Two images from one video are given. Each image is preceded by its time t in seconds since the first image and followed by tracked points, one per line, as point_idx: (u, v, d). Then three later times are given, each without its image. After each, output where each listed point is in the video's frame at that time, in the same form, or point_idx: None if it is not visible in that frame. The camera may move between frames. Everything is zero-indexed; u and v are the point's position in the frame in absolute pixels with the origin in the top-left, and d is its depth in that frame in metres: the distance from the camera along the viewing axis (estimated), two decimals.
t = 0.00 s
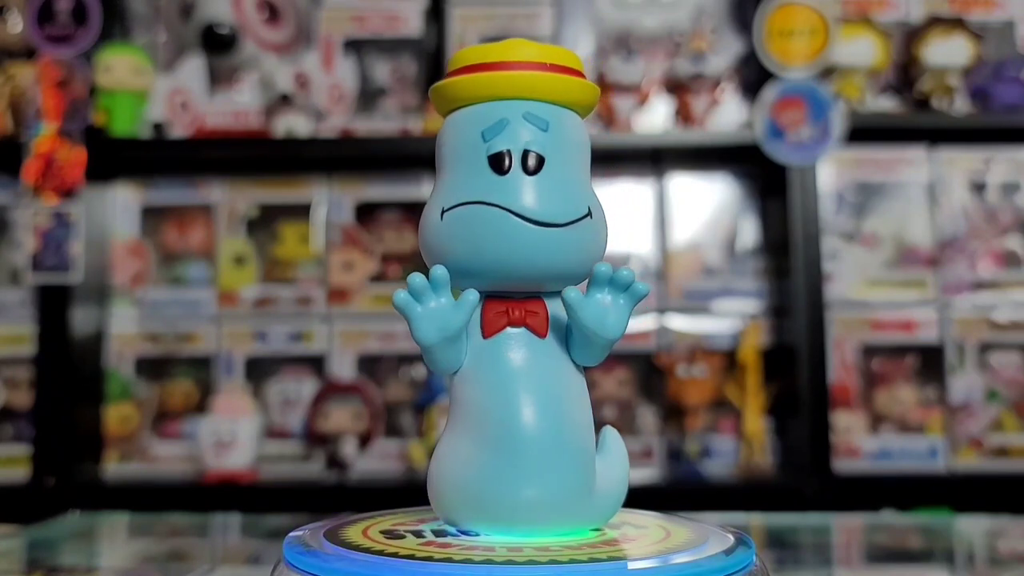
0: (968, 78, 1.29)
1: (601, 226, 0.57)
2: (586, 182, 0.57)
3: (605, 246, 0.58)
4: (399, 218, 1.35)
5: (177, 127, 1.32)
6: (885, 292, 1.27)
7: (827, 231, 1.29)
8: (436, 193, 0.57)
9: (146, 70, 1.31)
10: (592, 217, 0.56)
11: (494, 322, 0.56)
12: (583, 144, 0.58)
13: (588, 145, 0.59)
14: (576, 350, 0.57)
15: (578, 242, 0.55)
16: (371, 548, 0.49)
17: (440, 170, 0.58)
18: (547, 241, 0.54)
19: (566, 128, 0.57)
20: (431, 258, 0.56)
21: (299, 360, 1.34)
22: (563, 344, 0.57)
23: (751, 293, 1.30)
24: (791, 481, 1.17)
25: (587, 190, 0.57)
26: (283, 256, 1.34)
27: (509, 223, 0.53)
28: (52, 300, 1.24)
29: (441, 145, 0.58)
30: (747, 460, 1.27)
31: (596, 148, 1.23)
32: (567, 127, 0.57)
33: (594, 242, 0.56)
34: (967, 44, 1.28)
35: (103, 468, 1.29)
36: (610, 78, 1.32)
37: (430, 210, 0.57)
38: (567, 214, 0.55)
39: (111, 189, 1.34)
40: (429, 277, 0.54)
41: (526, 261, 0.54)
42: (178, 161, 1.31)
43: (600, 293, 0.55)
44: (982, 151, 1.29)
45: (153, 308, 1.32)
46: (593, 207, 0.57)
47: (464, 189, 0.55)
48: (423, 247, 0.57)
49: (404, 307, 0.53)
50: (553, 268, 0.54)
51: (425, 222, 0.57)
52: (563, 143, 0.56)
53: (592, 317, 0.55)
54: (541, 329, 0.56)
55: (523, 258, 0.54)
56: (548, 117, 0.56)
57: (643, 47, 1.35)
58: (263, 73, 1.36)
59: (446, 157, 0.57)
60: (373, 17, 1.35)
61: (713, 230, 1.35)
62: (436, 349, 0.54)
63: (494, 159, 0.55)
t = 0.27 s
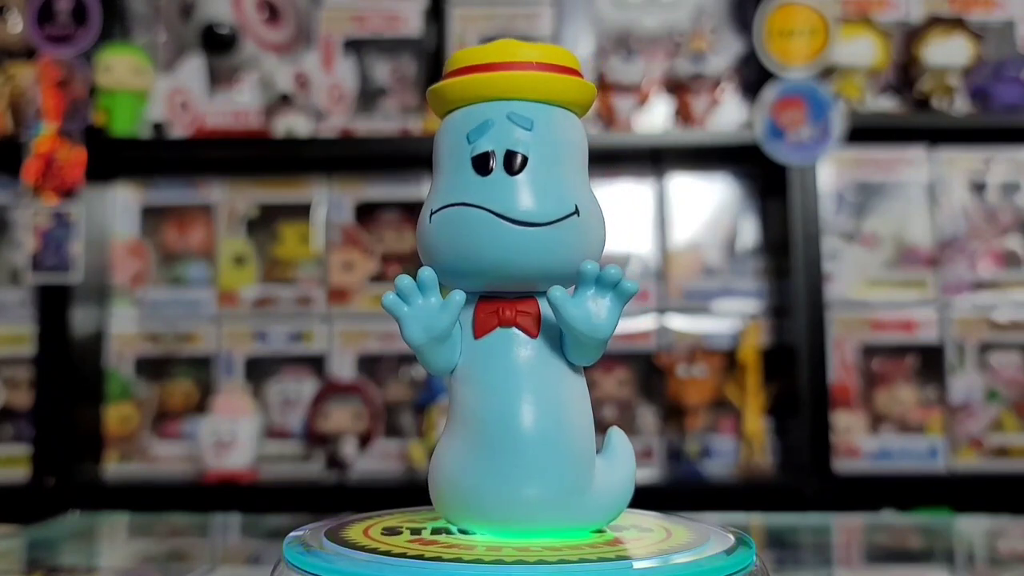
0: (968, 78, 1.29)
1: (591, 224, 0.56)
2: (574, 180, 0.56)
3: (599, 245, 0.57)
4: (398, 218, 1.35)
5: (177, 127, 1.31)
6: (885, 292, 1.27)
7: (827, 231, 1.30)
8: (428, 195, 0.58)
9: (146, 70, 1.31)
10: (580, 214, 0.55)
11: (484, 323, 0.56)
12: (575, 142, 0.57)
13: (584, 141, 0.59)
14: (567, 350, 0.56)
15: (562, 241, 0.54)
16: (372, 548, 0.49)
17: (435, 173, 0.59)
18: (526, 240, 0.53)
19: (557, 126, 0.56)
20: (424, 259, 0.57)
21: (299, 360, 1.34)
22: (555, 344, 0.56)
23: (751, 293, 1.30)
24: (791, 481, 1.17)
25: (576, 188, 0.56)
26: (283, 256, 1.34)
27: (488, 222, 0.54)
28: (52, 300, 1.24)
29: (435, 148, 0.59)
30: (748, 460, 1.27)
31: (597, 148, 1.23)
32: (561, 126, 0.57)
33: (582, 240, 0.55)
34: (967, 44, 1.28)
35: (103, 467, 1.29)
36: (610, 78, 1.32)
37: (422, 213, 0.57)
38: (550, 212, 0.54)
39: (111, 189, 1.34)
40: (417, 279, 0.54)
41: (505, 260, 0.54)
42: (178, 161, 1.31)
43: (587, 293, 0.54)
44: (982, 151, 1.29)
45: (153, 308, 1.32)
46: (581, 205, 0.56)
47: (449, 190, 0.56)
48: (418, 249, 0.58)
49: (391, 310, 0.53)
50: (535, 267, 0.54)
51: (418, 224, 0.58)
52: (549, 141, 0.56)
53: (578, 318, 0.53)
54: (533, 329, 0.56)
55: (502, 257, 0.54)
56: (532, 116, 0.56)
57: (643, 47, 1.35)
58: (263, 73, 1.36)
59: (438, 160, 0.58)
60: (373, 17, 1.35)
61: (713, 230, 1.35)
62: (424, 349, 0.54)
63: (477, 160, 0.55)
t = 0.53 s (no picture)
0: (968, 78, 1.29)
1: (576, 223, 0.55)
2: (560, 178, 0.56)
3: (586, 245, 0.56)
4: (398, 218, 1.35)
5: (177, 127, 1.31)
6: (885, 292, 1.27)
7: (827, 231, 1.30)
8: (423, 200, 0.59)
9: (146, 70, 1.31)
10: (563, 213, 0.55)
11: (476, 322, 0.56)
12: (564, 140, 0.57)
13: (575, 138, 0.58)
14: (556, 352, 0.55)
15: (544, 241, 0.54)
16: (372, 548, 0.49)
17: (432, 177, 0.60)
18: (506, 241, 0.53)
19: (546, 125, 0.56)
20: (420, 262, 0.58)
21: (299, 361, 1.34)
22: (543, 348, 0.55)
23: (751, 293, 1.30)
24: (791, 481, 1.17)
25: (562, 187, 0.55)
26: (283, 256, 1.34)
27: (468, 223, 0.54)
28: (52, 300, 1.24)
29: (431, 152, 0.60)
30: (748, 460, 1.27)
31: (597, 148, 1.23)
32: (552, 125, 0.56)
33: (567, 240, 0.55)
34: (967, 44, 1.28)
35: (103, 467, 1.29)
36: (610, 78, 1.32)
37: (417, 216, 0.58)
38: (530, 212, 0.54)
39: (111, 189, 1.34)
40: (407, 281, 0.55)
41: (487, 262, 0.54)
42: (178, 161, 1.31)
43: (571, 293, 0.53)
44: (983, 151, 1.29)
45: (153, 308, 1.32)
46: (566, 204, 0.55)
47: (437, 192, 0.56)
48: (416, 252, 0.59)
49: (382, 311, 0.54)
50: (517, 268, 0.54)
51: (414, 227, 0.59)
52: (534, 140, 0.55)
53: (562, 320, 0.52)
54: (523, 329, 0.55)
55: (484, 258, 0.54)
56: (516, 116, 0.55)
57: (643, 47, 1.35)
58: (263, 73, 1.36)
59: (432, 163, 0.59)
60: (373, 17, 1.34)
61: (713, 230, 1.35)
62: (416, 350, 0.55)
63: (461, 162, 0.55)
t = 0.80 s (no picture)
0: (968, 78, 1.29)
1: (560, 222, 0.54)
2: (544, 177, 0.55)
3: (574, 244, 0.55)
4: (398, 218, 1.35)
5: (177, 127, 1.31)
6: (885, 292, 1.27)
7: (827, 232, 1.30)
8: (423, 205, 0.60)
9: (146, 70, 1.31)
10: (545, 212, 0.54)
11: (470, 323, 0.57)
12: (552, 139, 0.56)
13: (565, 137, 0.57)
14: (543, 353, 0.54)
15: (523, 240, 0.53)
16: (372, 548, 0.49)
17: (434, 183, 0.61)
18: (485, 242, 0.53)
19: (532, 125, 0.55)
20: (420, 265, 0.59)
21: (299, 361, 1.34)
22: (529, 349, 0.54)
23: (751, 293, 1.30)
24: (791, 481, 1.17)
25: (545, 186, 0.55)
26: (283, 256, 1.34)
27: (451, 225, 0.54)
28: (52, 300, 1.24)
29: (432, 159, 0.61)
30: (747, 460, 1.27)
31: (597, 148, 1.23)
32: (541, 125, 0.56)
33: (549, 239, 0.54)
34: (967, 44, 1.28)
35: (103, 467, 1.29)
36: (610, 78, 1.32)
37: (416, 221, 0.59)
38: (508, 212, 0.53)
39: (110, 189, 1.34)
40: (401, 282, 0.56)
41: (470, 264, 0.54)
42: (178, 161, 1.31)
43: (552, 293, 0.52)
44: (983, 151, 1.29)
45: (153, 308, 1.32)
46: (548, 203, 0.54)
47: (427, 195, 0.57)
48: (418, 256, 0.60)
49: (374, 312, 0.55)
50: (499, 269, 0.54)
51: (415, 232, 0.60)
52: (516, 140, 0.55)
53: (542, 318, 0.51)
54: (513, 329, 0.55)
55: (466, 258, 0.54)
56: (498, 117, 0.55)
57: (643, 47, 1.35)
58: (263, 73, 1.36)
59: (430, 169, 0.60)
60: (373, 17, 1.34)
61: (713, 230, 1.35)
62: (409, 350, 0.56)
63: (446, 164, 0.56)
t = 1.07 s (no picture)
0: (968, 78, 1.29)
1: (541, 220, 0.53)
2: (526, 176, 0.54)
3: (558, 243, 0.54)
4: (398, 218, 1.35)
5: (177, 127, 1.31)
6: (885, 292, 1.27)
7: (827, 231, 1.30)
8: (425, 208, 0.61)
9: (146, 70, 1.31)
10: (524, 211, 0.53)
11: (464, 324, 0.57)
12: (538, 136, 0.55)
13: (554, 135, 0.56)
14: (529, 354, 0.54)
15: (501, 241, 0.53)
16: (375, 548, 0.49)
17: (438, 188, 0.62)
18: (466, 243, 0.54)
19: (518, 124, 0.55)
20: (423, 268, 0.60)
21: (300, 361, 1.34)
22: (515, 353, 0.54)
23: (751, 293, 1.30)
24: (791, 481, 1.17)
25: (525, 183, 0.54)
26: (283, 256, 1.34)
27: (436, 229, 0.55)
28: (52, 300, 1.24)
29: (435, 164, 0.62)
30: (747, 460, 1.27)
31: (597, 148, 1.23)
32: (529, 124, 0.55)
33: (529, 238, 0.53)
34: (967, 45, 1.28)
35: (103, 467, 1.29)
36: (610, 78, 1.32)
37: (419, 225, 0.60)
38: (486, 214, 0.53)
39: (110, 189, 1.34)
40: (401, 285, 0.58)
41: (455, 266, 0.55)
42: (178, 161, 1.31)
43: (531, 293, 0.51)
44: (983, 151, 1.29)
45: (153, 308, 1.32)
46: (529, 202, 0.54)
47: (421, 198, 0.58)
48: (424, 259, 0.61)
49: (376, 313, 0.57)
50: (482, 271, 0.54)
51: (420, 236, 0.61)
52: (499, 140, 0.55)
53: (517, 317, 0.51)
54: (501, 329, 0.55)
55: (452, 258, 0.54)
56: (481, 118, 0.56)
57: (644, 47, 1.35)
58: (263, 73, 1.36)
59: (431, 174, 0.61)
60: (373, 17, 1.34)
61: (713, 230, 1.35)
62: (407, 351, 0.57)
63: (435, 168, 0.57)
